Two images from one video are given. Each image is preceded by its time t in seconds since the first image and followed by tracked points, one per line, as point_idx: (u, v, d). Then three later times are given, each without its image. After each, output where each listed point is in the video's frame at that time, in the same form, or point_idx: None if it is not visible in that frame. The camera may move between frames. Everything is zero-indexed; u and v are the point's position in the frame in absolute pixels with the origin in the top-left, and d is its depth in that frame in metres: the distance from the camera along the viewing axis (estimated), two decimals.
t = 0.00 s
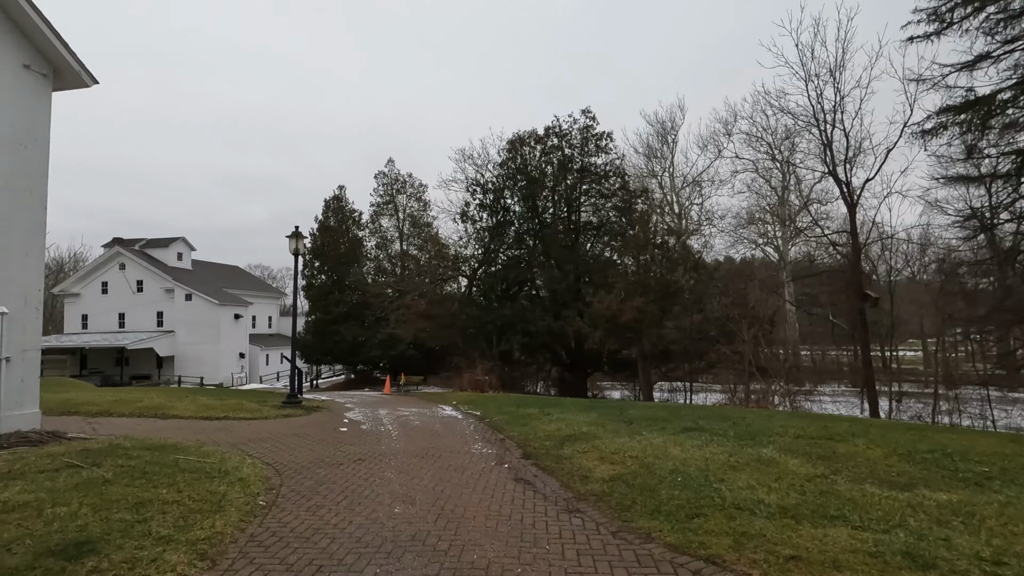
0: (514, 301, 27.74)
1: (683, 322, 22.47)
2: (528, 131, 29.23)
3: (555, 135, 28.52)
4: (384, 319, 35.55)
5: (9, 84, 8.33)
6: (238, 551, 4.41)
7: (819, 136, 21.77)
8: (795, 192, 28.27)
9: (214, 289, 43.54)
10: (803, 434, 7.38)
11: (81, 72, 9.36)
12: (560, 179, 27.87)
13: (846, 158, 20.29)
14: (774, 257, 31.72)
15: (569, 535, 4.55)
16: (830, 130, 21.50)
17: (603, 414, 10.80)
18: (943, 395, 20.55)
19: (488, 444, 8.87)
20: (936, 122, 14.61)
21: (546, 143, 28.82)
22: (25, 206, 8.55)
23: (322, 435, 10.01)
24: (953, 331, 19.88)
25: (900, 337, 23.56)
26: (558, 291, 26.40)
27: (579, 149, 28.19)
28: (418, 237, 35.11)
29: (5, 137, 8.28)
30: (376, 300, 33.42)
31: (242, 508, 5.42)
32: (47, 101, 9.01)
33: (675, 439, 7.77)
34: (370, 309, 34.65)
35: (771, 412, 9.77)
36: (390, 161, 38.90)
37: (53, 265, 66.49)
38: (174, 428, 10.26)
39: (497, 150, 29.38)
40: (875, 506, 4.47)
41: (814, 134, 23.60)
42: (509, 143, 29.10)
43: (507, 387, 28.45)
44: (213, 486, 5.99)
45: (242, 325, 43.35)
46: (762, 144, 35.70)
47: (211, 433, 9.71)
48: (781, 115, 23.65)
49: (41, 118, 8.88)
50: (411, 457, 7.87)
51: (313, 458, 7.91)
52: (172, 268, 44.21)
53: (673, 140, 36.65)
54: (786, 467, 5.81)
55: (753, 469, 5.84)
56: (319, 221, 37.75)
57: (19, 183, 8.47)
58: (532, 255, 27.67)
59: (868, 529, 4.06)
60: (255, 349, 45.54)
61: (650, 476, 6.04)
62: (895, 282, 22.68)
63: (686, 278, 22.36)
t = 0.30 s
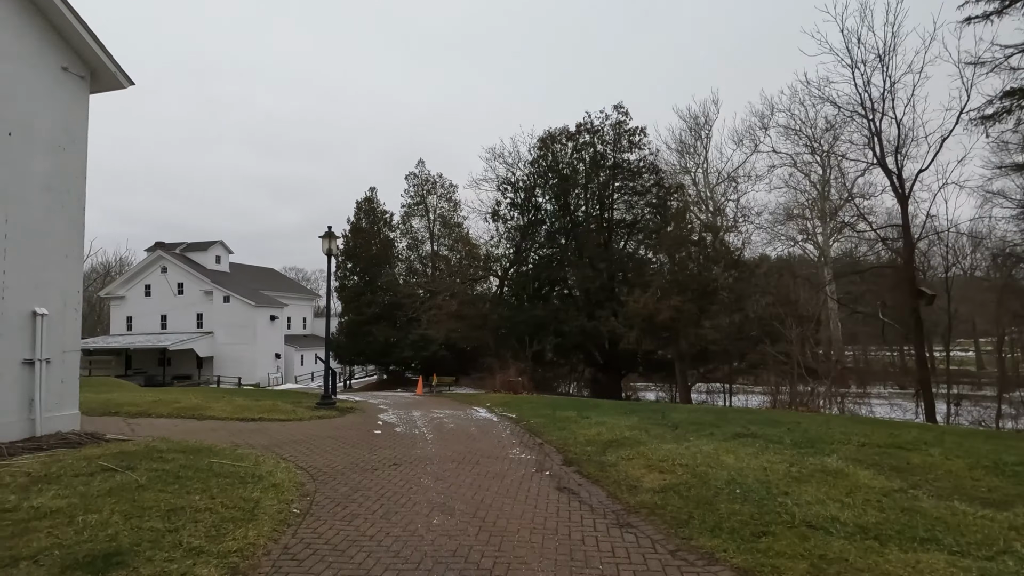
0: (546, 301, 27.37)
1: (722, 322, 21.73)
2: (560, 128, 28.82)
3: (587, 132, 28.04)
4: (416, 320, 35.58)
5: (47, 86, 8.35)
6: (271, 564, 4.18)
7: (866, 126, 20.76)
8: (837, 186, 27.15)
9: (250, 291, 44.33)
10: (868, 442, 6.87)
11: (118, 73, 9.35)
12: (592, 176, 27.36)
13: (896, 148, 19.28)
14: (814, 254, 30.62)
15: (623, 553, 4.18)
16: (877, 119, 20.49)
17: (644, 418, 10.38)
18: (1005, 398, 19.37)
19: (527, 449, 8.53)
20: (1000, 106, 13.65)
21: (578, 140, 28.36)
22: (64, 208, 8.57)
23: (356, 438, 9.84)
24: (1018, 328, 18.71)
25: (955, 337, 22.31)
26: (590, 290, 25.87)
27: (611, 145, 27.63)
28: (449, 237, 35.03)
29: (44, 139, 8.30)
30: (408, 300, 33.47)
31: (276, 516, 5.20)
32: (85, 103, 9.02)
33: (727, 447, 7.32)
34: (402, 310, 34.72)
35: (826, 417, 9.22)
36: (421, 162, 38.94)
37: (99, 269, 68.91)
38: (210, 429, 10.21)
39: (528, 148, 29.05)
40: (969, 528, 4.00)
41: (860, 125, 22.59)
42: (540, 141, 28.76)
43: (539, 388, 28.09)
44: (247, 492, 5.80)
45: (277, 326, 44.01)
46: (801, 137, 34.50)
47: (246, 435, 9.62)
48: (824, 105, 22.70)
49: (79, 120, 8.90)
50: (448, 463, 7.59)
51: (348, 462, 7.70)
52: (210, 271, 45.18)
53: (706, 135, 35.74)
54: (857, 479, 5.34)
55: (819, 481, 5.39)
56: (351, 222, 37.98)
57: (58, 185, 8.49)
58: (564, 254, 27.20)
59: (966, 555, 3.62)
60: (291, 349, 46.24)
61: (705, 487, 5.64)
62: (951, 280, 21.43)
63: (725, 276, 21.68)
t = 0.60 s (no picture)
0: (579, 301, 26.94)
1: (762, 321, 21.03)
2: (591, 125, 28.33)
3: (618, 128, 27.47)
4: (447, 321, 35.49)
5: (85, 87, 8.35)
6: None
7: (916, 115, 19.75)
8: (882, 180, 26.01)
9: (284, 293, 45.00)
10: (942, 453, 6.37)
11: (154, 74, 9.34)
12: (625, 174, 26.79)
13: (950, 138, 18.28)
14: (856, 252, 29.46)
15: None
16: (928, 108, 19.48)
17: (689, 423, 9.95)
18: None
19: (568, 456, 8.17)
20: None
21: (610, 137, 27.82)
22: (103, 210, 8.58)
23: (393, 441, 9.64)
24: None
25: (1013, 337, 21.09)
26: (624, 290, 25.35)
27: (644, 141, 27.03)
28: (478, 238, 34.85)
29: (83, 140, 8.31)
30: (439, 301, 33.43)
31: (313, 527, 4.97)
32: (122, 104, 9.02)
33: (785, 457, 6.89)
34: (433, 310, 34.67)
35: (887, 424, 8.66)
36: (450, 162, 38.88)
37: (141, 272, 70.99)
38: (246, 431, 10.14)
39: (559, 146, 28.62)
40: None
41: (908, 115, 21.54)
42: (571, 139, 28.32)
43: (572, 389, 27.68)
44: (283, 500, 5.60)
45: (311, 327, 44.56)
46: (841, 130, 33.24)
47: (282, 438, 9.52)
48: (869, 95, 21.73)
49: (116, 121, 8.89)
50: (488, 470, 7.30)
51: (385, 468, 7.47)
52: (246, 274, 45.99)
53: (740, 130, 34.77)
54: (942, 495, 4.88)
55: (897, 497, 4.94)
56: (382, 224, 38.10)
57: (97, 187, 8.49)
58: (596, 253, 26.63)
59: None
60: (324, 350, 46.77)
61: (769, 501, 5.23)
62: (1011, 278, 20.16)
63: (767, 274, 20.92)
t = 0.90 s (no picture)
0: (609, 299, 26.43)
1: (802, 320, 20.28)
2: (620, 119, 27.76)
3: (648, 123, 26.86)
4: (474, 321, 35.28)
5: (117, 86, 8.27)
6: None
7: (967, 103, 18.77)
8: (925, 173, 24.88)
9: (314, 293, 45.41)
10: None
11: (185, 72, 9.24)
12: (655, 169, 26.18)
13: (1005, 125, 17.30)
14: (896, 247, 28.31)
15: None
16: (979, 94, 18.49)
17: (736, 428, 9.50)
18: None
19: (611, 462, 7.79)
20: None
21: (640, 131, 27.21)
22: (136, 210, 8.51)
23: (427, 445, 9.39)
24: None
25: None
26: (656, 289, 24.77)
27: (675, 136, 26.37)
28: (505, 237, 34.54)
29: (116, 140, 8.24)
30: (466, 301, 33.24)
31: (350, 539, 4.70)
32: (154, 103, 8.95)
33: (849, 466, 6.43)
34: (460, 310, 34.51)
35: (955, 430, 8.11)
36: (476, 161, 38.67)
37: (176, 275, 72.66)
38: (279, 434, 10.00)
39: (588, 142, 28.12)
40: None
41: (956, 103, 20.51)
42: (600, 134, 27.78)
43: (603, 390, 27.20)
44: (318, 509, 5.34)
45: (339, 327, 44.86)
46: (878, 121, 32.01)
47: (315, 441, 9.34)
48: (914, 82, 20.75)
49: (148, 120, 8.81)
50: (529, 477, 6.97)
51: (421, 474, 7.19)
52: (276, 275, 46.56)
53: (773, 123, 33.76)
54: None
55: (990, 516, 4.48)
56: (409, 224, 38.04)
57: (130, 187, 8.42)
58: (627, 251, 26.06)
59: None
60: (352, 350, 47.07)
61: (842, 519, 4.81)
62: None
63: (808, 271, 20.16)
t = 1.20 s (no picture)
0: (626, 297, 25.98)
1: (826, 317, 19.73)
2: (637, 113, 27.28)
3: (665, 117, 26.36)
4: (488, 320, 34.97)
5: (127, 76, 8.03)
6: None
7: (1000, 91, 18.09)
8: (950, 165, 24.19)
9: (327, 293, 45.40)
10: None
11: (197, 63, 9.00)
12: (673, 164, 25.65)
13: None
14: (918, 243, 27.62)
15: None
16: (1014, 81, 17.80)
17: (768, 430, 9.10)
18: None
19: (640, 466, 7.42)
20: None
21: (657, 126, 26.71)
22: (146, 205, 8.26)
23: (446, 446, 9.09)
24: None
25: None
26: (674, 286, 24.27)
27: (693, 130, 25.88)
28: (519, 234, 34.19)
29: (126, 134, 7.99)
30: (481, 299, 32.94)
31: (370, 551, 4.38)
32: (166, 95, 8.71)
33: (900, 472, 6.03)
34: (474, 309, 34.22)
35: (1007, 433, 7.67)
36: (489, 158, 38.31)
37: (192, 275, 73.10)
38: (294, 435, 9.75)
39: (603, 137, 27.65)
40: None
41: (988, 91, 19.82)
42: (616, 129, 27.31)
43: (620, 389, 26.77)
44: (335, 517, 5.03)
45: (353, 326, 44.80)
46: (899, 114, 31.26)
47: (330, 442, 9.08)
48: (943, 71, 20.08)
49: (158, 112, 8.55)
50: (555, 481, 6.63)
51: (442, 478, 6.87)
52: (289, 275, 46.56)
53: (790, 117, 33.06)
54: None
55: None
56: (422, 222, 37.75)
57: (140, 182, 8.17)
58: (644, 247, 25.58)
59: None
60: (365, 348, 47.03)
61: (904, 533, 4.43)
62: None
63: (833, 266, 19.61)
